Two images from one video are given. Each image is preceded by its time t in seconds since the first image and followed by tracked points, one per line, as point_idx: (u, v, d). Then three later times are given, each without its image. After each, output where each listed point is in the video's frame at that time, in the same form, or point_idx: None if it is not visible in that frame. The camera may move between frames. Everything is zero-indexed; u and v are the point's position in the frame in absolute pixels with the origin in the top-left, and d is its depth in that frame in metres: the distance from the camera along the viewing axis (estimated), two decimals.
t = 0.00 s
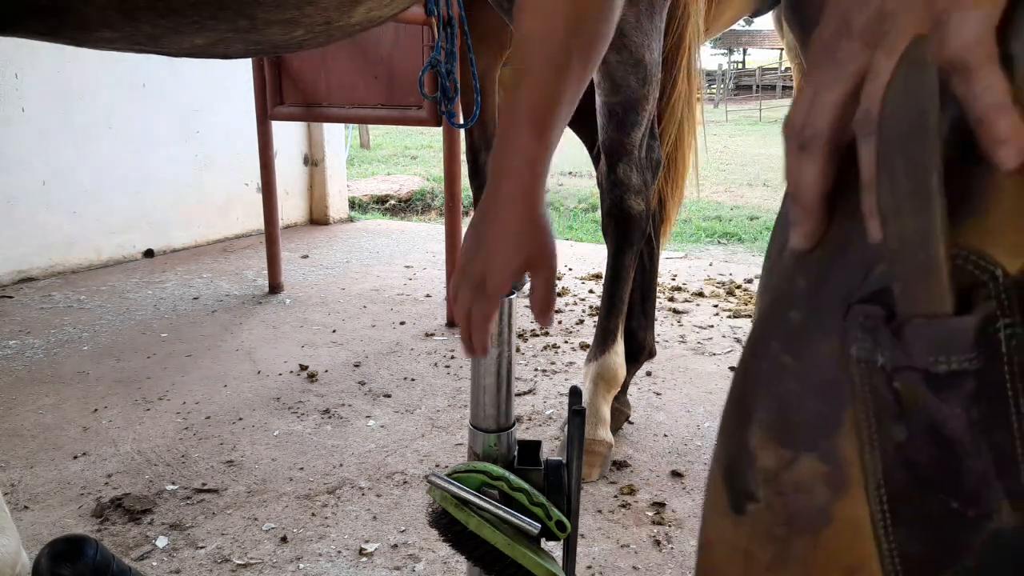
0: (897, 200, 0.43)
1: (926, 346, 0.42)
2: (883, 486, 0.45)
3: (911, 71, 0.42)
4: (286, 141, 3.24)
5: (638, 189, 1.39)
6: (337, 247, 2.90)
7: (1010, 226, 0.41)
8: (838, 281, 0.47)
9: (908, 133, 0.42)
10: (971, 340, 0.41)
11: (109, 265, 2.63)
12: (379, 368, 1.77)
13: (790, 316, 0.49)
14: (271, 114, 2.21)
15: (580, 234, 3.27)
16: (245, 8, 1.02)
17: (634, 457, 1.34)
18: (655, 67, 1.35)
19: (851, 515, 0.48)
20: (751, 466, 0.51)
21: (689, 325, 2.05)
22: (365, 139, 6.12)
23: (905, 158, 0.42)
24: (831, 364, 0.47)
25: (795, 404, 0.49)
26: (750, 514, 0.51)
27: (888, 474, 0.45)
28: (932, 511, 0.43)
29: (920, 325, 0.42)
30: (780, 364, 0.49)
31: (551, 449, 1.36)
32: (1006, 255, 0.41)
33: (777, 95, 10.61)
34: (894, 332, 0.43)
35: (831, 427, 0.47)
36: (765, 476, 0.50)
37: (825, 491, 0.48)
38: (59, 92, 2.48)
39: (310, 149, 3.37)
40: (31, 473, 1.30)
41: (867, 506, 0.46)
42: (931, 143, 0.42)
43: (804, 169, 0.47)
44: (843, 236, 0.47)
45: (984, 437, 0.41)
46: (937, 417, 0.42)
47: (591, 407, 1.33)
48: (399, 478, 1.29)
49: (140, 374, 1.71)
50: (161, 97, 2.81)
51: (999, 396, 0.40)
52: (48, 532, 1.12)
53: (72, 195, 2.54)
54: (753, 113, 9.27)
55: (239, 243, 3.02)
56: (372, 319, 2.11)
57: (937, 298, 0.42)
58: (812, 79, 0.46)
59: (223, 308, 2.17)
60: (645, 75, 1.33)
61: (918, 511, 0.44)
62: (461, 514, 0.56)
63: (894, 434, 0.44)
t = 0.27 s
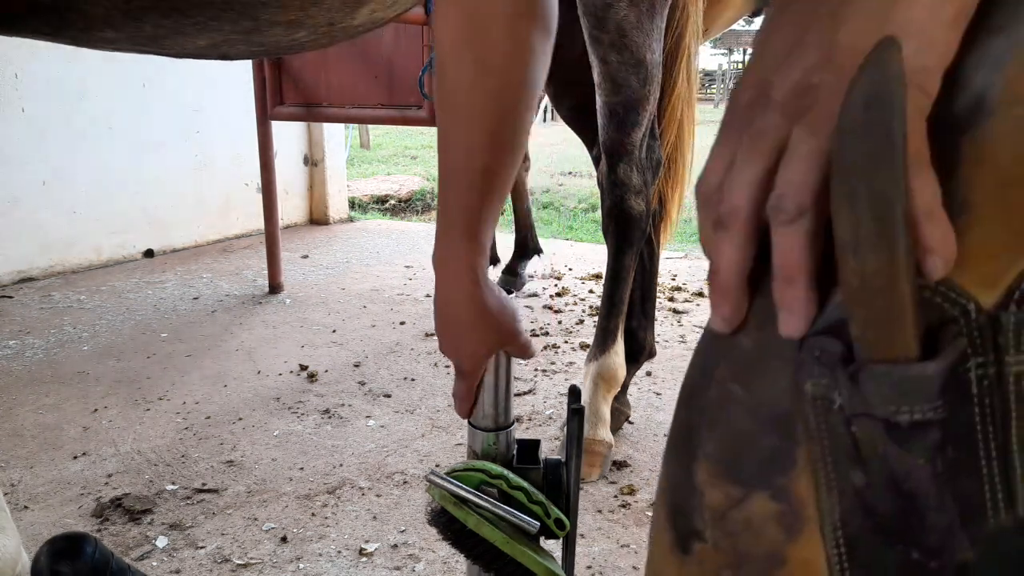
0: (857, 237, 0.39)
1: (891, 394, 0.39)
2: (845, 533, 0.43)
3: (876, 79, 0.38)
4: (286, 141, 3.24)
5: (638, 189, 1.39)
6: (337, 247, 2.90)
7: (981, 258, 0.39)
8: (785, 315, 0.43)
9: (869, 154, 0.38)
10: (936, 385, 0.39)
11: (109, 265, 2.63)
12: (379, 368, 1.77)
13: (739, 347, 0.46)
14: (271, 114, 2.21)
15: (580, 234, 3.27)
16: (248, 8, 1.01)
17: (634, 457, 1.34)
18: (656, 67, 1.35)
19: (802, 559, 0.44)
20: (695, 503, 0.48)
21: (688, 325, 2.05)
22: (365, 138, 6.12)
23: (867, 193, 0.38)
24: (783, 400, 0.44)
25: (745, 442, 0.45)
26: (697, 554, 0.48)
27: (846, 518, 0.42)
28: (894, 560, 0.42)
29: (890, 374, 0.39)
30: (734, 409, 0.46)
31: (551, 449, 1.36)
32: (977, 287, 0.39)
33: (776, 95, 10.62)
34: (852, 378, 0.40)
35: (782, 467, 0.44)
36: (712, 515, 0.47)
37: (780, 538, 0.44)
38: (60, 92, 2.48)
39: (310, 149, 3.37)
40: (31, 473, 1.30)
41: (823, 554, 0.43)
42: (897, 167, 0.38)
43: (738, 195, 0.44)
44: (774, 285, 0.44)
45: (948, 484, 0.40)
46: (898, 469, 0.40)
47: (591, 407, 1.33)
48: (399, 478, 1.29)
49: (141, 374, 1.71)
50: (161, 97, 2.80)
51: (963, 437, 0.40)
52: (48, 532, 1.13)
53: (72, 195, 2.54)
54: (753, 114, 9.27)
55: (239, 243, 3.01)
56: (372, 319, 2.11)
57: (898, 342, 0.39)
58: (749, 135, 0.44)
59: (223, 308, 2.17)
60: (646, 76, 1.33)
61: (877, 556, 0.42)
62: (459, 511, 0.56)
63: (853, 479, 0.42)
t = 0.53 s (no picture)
0: (860, 250, 0.36)
1: (899, 414, 0.37)
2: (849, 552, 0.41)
3: (885, 86, 0.34)
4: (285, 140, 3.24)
5: (639, 188, 1.38)
6: (336, 247, 2.90)
7: (993, 270, 0.37)
8: (781, 339, 0.42)
9: (875, 169, 0.34)
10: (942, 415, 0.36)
11: (108, 265, 2.62)
12: (378, 368, 1.76)
13: (741, 362, 0.45)
14: (270, 113, 2.20)
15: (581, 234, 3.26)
16: (249, 8, 1.00)
17: (635, 458, 1.33)
18: (657, 66, 1.34)
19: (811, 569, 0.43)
20: (696, 516, 0.47)
21: (689, 325, 2.04)
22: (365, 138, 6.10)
23: (873, 207, 0.35)
24: (785, 413, 0.42)
25: (747, 456, 0.44)
26: (700, 565, 0.47)
27: (852, 532, 0.40)
28: None
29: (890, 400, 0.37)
30: (734, 420, 0.45)
31: (551, 450, 1.35)
32: (987, 299, 0.37)
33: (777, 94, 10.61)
34: (860, 398, 0.38)
35: (787, 480, 0.43)
36: (717, 527, 0.45)
37: (785, 550, 0.43)
38: (59, 91, 2.47)
39: (309, 149, 3.36)
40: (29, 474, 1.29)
41: (830, 565, 0.42)
42: (907, 178, 0.34)
43: (723, 213, 0.43)
44: (768, 310, 0.43)
45: (958, 503, 0.38)
46: (907, 489, 0.38)
47: (591, 407, 1.32)
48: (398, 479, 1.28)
49: (139, 374, 1.70)
50: (160, 96, 2.79)
51: (978, 452, 0.37)
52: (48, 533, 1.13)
53: (71, 195, 2.53)
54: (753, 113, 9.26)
55: (238, 243, 3.00)
56: (372, 319, 2.10)
57: (907, 361, 0.36)
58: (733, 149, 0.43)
59: (221, 308, 2.16)
60: (647, 74, 1.32)
61: None
62: (416, 459, 0.60)
63: (860, 495, 0.39)
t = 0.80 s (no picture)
0: (881, 257, 0.38)
1: (916, 408, 0.39)
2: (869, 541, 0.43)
3: (902, 91, 0.36)
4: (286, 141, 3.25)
5: (639, 189, 1.39)
6: (337, 247, 2.90)
7: (1008, 271, 0.39)
8: (795, 341, 0.44)
9: (895, 176, 0.36)
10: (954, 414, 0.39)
11: (109, 265, 2.63)
12: (379, 368, 1.77)
13: (759, 359, 0.47)
14: (271, 114, 2.21)
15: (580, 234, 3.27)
16: (253, 9, 1.00)
17: (634, 457, 1.34)
18: (656, 68, 1.36)
19: (826, 561, 0.45)
20: (713, 511, 0.49)
21: (689, 325, 2.05)
22: (365, 138, 6.10)
23: (895, 213, 0.37)
24: (803, 410, 0.45)
25: (764, 451, 0.46)
26: (715, 558, 0.49)
27: (867, 525, 0.43)
28: (918, 565, 0.42)
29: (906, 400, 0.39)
30: (753, 418, 0.47)
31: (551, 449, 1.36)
32: (999, 296, 0.39)
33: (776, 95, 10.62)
34: (878, 393, 0.41)
35: (804, 473, 0.45)
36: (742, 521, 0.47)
37: (801, 542, 0.46)
38: (59, 92, 2.48)
39: (310, 149, 3.37)
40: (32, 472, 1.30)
41: (845, 555, 0.45)
42: (927, 186, 0.36)
43: (738, 220, 0.44)
44: (781, 312, 0.44)
45: (970, 494, 0.40)
46: (922, 478, 0.41)
47: (591, 406, 1.33)
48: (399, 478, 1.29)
49: (141, 373, 1.71)
50: (160, 98, 2.80)
51: (990, 447, 0.40)
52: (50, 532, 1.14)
53: (72, 196, 2.54)
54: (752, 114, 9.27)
55: (239, 243, 3.01)
56: (373, 319, 2.11)
57: (928, 358, 0.38)
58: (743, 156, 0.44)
59: (222, 308, 2.17)
60: (646, 76, 1.34)
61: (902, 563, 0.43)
62: (399, 445, 0.64)
63: (876, 488, 0.42)
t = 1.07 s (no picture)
0: (892, 242, 0.39)
1: (926, 389, 0.39)
2: (881, 524, 0.43)
3: (916, 86, 0.37)
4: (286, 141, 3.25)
5: (639, 189, 1.39)
6: (337, 247, 2.90)
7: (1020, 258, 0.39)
8: (807, 333, 0.45)
9: (906, 169, 0.38)
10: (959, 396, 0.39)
11: (109, 265, 2.63)
12: (379, 368, 1.77)
13: (774, 349, 0.47)
14: (271, 114, 2.21)
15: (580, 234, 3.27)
16: (255, 9, 0.99)
17: (634, 457, 1.34)
18: (657, 68, 1.35)
19: (839, 544, 0.46)
20: (726, 496, 0.49)
21: (689, 325, 2.05)
22: (365, 139, 6.10)
23: (906, 202, 0.38)
24: (816, 396, 0.45)
25: (777, 438, 0.47)
26: (729, 542, 0.50)
27: (879, 507, 0.43)
28: (928, 547, 0.42)
29: (911, 383, 0.39)
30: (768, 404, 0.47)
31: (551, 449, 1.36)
32: (1011, 284, 0.39)
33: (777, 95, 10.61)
34: (887, 375, 0.40)
35: (818, 456, 0.46)
36: (752, 507, 0.48)
37: (812, 525, 0.47)
38: (59, 91, 2.48)
39: (310, 149, 3.37)
40: (31, 472, 1.30)
41: (857, 536, 0.45)
42: (936, 177, 0.37)
43: (753, 216, 0.45)
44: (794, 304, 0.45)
45: (979, 475, 0.40)
46: (934, 461, 0.40)
47: (590, 406, 1.33)
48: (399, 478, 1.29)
49: (141, 373, 1.71)
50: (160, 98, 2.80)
51: (1000, 429, 0.39)
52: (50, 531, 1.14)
53: (72, 195, 2.54)
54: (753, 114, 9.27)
55: (239, 243, 3.01)
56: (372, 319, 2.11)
57: (937, 339, 0.39)
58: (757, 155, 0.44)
59: (223, 308, 2.17)
60: (647, 76, 1.34)
61: (918, 548, 0.42)
62: (381, 451, 0.78)
63: (887, 469, 0.42)
